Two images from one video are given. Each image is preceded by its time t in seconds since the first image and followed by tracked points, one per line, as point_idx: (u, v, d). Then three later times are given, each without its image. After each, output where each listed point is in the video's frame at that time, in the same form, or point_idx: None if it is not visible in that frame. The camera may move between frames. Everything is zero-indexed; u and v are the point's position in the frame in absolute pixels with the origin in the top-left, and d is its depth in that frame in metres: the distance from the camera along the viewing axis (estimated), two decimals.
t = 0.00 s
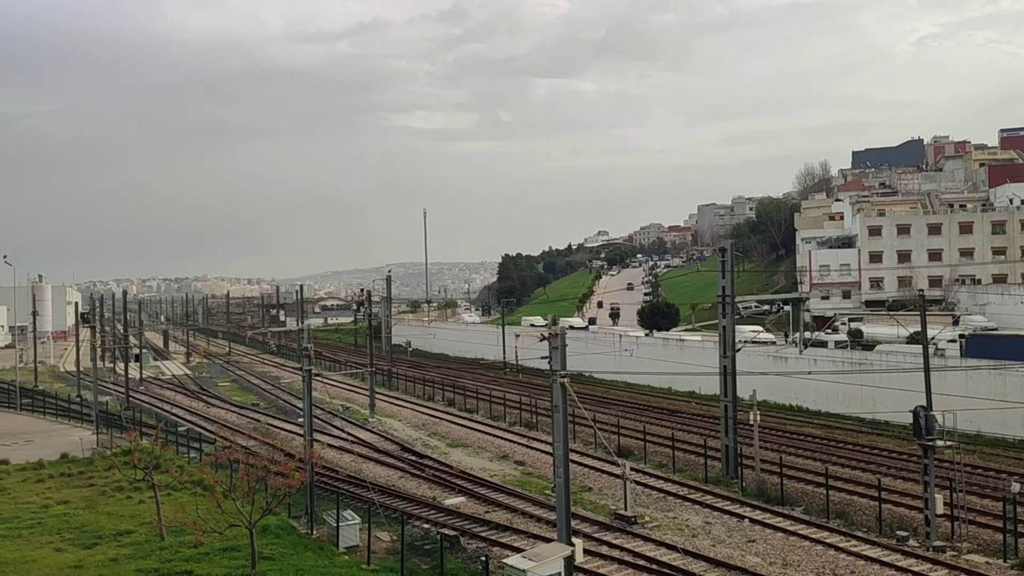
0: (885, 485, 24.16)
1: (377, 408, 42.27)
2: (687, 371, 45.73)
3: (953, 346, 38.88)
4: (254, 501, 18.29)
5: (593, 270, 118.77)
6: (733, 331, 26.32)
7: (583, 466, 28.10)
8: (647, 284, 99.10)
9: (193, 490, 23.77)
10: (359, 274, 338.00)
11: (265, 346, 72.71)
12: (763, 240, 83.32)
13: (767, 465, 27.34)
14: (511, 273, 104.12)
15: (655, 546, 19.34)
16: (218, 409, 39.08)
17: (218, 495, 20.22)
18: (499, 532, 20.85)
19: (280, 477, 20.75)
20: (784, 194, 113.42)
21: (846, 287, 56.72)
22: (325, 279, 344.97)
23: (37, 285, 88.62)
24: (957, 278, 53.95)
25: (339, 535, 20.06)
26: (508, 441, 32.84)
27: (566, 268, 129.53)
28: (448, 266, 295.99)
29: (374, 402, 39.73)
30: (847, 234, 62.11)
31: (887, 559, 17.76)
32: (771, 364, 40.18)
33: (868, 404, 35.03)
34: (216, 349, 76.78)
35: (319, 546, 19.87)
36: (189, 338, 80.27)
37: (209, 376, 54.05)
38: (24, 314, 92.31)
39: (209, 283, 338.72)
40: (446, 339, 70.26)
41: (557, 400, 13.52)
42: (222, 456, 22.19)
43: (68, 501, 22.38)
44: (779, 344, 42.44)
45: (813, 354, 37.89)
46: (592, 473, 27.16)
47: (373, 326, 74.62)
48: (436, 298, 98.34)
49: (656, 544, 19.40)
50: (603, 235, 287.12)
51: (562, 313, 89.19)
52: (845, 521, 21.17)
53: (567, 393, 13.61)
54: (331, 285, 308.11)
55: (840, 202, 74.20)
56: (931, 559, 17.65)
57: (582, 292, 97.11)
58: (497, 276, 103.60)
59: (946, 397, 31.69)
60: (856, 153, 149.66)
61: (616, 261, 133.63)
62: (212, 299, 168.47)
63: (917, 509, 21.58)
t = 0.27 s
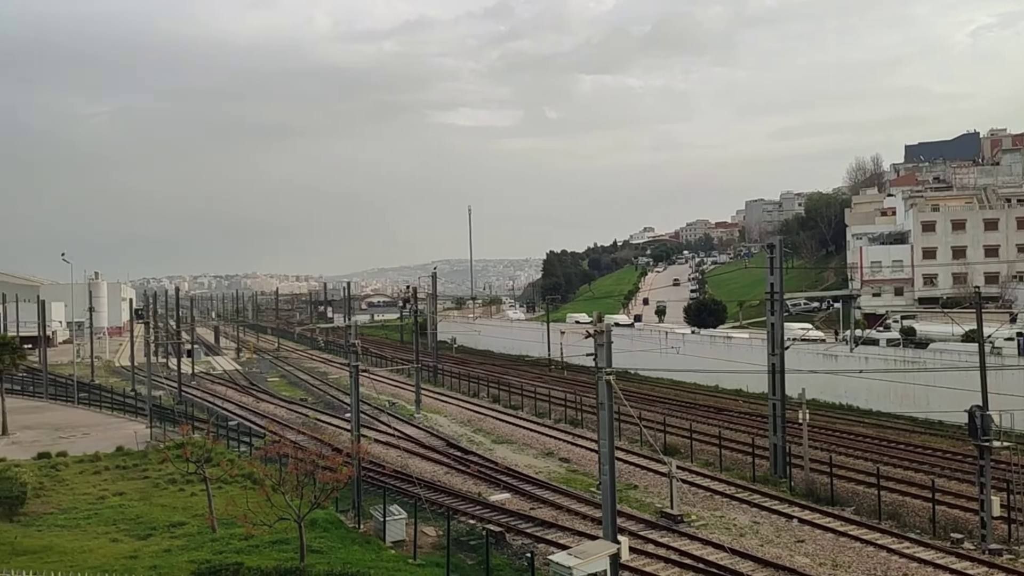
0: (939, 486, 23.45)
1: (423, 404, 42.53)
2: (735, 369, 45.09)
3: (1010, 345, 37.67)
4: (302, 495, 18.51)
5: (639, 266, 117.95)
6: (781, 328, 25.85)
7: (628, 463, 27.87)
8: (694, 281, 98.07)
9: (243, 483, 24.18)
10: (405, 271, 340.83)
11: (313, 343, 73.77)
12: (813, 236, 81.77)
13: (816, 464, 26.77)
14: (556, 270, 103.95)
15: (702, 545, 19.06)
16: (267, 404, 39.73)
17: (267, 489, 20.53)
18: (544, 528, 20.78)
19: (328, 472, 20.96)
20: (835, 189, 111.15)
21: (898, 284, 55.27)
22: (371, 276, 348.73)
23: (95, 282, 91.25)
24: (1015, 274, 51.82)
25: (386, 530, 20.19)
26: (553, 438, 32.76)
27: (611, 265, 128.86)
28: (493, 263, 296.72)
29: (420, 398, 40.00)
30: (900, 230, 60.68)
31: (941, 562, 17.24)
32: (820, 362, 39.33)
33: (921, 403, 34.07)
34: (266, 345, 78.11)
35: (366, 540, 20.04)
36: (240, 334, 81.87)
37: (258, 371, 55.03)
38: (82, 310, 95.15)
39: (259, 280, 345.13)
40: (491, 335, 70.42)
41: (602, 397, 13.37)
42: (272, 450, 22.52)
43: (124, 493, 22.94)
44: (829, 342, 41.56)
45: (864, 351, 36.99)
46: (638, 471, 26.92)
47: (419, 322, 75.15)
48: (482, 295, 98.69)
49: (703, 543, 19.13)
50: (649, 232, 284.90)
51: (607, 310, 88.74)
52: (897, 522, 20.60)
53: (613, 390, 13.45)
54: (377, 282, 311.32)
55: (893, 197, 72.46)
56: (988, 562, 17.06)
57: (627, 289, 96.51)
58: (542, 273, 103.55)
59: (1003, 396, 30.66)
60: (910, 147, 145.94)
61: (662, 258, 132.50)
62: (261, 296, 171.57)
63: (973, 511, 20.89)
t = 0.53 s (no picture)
0: (1004, 488, 22.58)
1: (473, 400, 42.66)
2: (789, 367, 44.16)
3: None
4: (354, 489, 18.68)
5: (690, 263, 116.53)
6: (837, 325, 25.17)
7: (679, 461, 27.50)
8: (746, 277, 96.50)
9: (297, 476, 24.53)
10: (455, 268, 342.79)
11: (365, 338, 74.66)
12: (870, 231, 79.69)
13: (874, 464, 26.03)
14: (606, 266, 103.34)
15: (755, 545, 18.68)
16: (320, 399, 40.29)
17: (320, 482, 20.78)
18: (594, 526, 20.61)
19: (379, 466, 21.13)
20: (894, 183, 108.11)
21: (959, 280, 53.38)
22: (422, 273, 351.68)
23: (154, 279, 93.81)
24: None
25: (436, 524, 20.26)
26: (603, 435, 32.51)
27: (662, 261, 127.59)
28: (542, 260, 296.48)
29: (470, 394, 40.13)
30: (961, 225, 58.79)
31: (1005, 566, 16.59)
32: (877, 360, 38.24)
33: (984, 403, 32.88)
34: (319, 340, 79.35)
35: (417, 535, 20.13)
36: (294, 329, 83.32)
37: (312, 366, 55.89)
38: (143, 306, 97.96)
39: (312, 276, 350.89)
40: (540, 332, 70.31)
41: (653, 394, 13.16)
42: (324, 444, 22.80)
43: (182, 484, 23.48)
44: (887, 340, 40.41)
45: (923, 349, 35.85)
46: (689, 469, 26.53)
47: (469, 318, 75.46)
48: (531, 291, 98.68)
49: (756, 543, 18.75)
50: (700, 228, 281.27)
51: (658, 307, 87.89)
52: (958, 525, 19.89)
53: (663, 387, 13.21)
54: (428, 278, 313.76)
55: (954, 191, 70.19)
56: None
57: (678, 285, 95.43)
58: (592, 269, 103.06)
59: None
60: (973, 139, 141.23)
61: (714, 254, 130.65)
62: (314, 292, 174.43)
63: None
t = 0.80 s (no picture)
0: None
1: (525, 396, 42.64)
2: (847, 364, 43.05)
3: None
4: (408, 483, 18.78)
5: (745, 258, 114.54)
6: (897, 322, 24.39)
7: (734, 459, 27.01)
8: (803, 272, 94.45)
9: (352, 469, 24.80)
10: (507, 263, 343.50)
11: (417, 334, 75.25)
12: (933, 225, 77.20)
13: (936, 464, 25.17)
14: (659, 261, 102.22)
15: (812, 545, 18.21)
16: (374, 393, 40.75)
17: (374, 476, 20.97)
18: (648, 523, 20.36)
19: (432, 460, 21.22)
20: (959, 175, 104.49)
21: None
22: (474, 268, 353.12)
23: (214, 275, 96.09)
24: None
25: (489, 519, 20.26)
26: (656, 432, 32.14)
27: (716, 257, 125.68)
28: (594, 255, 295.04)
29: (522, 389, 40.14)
30: None
31: None
32: (940, 357, 36.98)
33: None
34: (373, 335, 80.26)
35: (470, 529, 20.15)
36: (348, 324, 84.41)
37: (366, 361, 56.54)
38: (204, 301, 100.43)
39: (366, 272, 355.52)
40: (593, 328, 69.91)
41: (708, 391, 12.87)
42: (378, 438, 23.00)
43: (240, 476, 23.96)
44: (950, 336, 39.08)
45: (989, 347, 34.54)
46: (744, 467, 26.05)
47: (520, 314, 75.45)
48: (583, 287, 98.28)
49: (813, 543, 18.27)
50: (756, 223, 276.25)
51: (712, 303, 86.63)
52: None
53: (719, 384, 12.91)
54: (480, 274, 315.18)
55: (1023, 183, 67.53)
56: None
57: (733, 281, 93.87)
58: (644, 265, 102.08)
59: None
60: None
61: (770, 248, 128.21)
62: (368, 288, 176.64)
63: None
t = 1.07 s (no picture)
0: None
1: (574, 390, 42.50)
2: (907, 361, 41.86)
3: None
4: (458, 477, 18.85)
5: (800, 252, 112.32)
6: (959, 318, 23.57)
7: (788, 457, 26.47)
8: (860, 266, 92.20)
9: (402, 463, 25.00)
10: (557, 258, 342.93)
11: (467, 328, 75.59)
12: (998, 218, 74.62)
13: (1000, 465, 24.30)
14: (711, 256, 100.83)
15: (868, 545, 17.73)
16: (424, 387, 41.06)
17: (425, 469, 21.11)
18: (699, 521, 20.08)
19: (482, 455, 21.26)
20: None
21: None
22: (524, 263, 353.29)
23: (268, 270, 98.00)
24: None
25: (539, 514, 20.23)
26: (708, 428, 31.71)
27: (770, 251, 123.47)
28: (644, 250, 292.69)
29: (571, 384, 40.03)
30: None
31: None
32: (1004, 354, 35.72)
33: None
34: (423, 330, 80.93)
35: (519, 524, 20.15)
36: (399, 319, 85.24)
37: (416, 355, 57.03)
38: (258, 296, 102.50)
39: (417, 267, 358.58)
40: (643, 323, 69.34)
41: (761, 388, 12.60)
42: (428, 431, 23.15)
43: (293, 468, 24.35)
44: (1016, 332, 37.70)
45: None
46: (799, 465, 25.51)
47: (571, 309, 75.26)
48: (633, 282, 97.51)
49: (870, 543, 17.79)
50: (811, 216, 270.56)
51: (765, 298, 85.14)
52: None
53: (772, 381, 12.62)
54: (530, 269, 315.24)
55: None
56: None
57: (788, 276, 92.08)
58: (696, 260, 100.82)
59: None
60: None
61: (826, 242, 125.41)
62: (419, 283, 178.17)
63: None
